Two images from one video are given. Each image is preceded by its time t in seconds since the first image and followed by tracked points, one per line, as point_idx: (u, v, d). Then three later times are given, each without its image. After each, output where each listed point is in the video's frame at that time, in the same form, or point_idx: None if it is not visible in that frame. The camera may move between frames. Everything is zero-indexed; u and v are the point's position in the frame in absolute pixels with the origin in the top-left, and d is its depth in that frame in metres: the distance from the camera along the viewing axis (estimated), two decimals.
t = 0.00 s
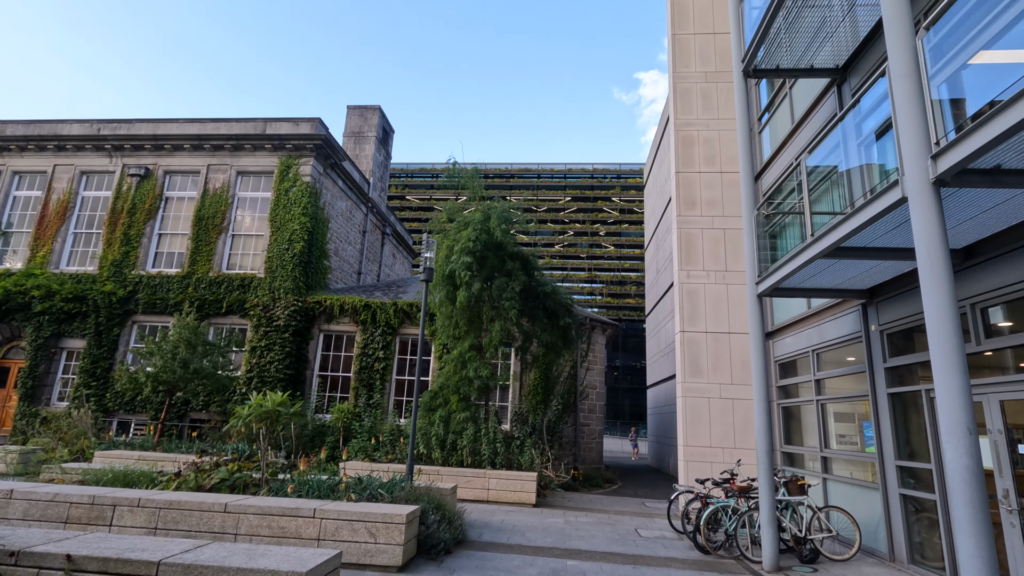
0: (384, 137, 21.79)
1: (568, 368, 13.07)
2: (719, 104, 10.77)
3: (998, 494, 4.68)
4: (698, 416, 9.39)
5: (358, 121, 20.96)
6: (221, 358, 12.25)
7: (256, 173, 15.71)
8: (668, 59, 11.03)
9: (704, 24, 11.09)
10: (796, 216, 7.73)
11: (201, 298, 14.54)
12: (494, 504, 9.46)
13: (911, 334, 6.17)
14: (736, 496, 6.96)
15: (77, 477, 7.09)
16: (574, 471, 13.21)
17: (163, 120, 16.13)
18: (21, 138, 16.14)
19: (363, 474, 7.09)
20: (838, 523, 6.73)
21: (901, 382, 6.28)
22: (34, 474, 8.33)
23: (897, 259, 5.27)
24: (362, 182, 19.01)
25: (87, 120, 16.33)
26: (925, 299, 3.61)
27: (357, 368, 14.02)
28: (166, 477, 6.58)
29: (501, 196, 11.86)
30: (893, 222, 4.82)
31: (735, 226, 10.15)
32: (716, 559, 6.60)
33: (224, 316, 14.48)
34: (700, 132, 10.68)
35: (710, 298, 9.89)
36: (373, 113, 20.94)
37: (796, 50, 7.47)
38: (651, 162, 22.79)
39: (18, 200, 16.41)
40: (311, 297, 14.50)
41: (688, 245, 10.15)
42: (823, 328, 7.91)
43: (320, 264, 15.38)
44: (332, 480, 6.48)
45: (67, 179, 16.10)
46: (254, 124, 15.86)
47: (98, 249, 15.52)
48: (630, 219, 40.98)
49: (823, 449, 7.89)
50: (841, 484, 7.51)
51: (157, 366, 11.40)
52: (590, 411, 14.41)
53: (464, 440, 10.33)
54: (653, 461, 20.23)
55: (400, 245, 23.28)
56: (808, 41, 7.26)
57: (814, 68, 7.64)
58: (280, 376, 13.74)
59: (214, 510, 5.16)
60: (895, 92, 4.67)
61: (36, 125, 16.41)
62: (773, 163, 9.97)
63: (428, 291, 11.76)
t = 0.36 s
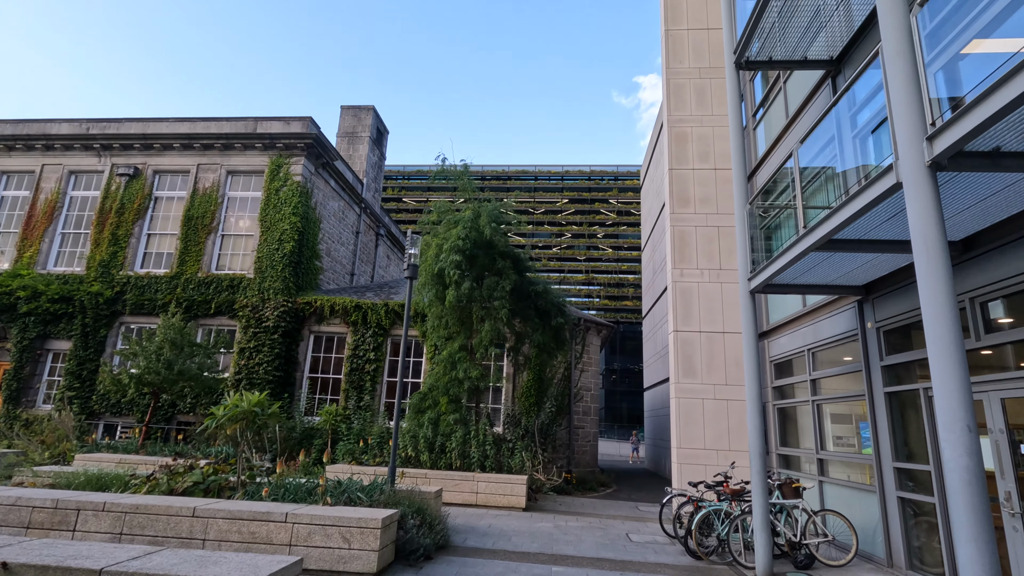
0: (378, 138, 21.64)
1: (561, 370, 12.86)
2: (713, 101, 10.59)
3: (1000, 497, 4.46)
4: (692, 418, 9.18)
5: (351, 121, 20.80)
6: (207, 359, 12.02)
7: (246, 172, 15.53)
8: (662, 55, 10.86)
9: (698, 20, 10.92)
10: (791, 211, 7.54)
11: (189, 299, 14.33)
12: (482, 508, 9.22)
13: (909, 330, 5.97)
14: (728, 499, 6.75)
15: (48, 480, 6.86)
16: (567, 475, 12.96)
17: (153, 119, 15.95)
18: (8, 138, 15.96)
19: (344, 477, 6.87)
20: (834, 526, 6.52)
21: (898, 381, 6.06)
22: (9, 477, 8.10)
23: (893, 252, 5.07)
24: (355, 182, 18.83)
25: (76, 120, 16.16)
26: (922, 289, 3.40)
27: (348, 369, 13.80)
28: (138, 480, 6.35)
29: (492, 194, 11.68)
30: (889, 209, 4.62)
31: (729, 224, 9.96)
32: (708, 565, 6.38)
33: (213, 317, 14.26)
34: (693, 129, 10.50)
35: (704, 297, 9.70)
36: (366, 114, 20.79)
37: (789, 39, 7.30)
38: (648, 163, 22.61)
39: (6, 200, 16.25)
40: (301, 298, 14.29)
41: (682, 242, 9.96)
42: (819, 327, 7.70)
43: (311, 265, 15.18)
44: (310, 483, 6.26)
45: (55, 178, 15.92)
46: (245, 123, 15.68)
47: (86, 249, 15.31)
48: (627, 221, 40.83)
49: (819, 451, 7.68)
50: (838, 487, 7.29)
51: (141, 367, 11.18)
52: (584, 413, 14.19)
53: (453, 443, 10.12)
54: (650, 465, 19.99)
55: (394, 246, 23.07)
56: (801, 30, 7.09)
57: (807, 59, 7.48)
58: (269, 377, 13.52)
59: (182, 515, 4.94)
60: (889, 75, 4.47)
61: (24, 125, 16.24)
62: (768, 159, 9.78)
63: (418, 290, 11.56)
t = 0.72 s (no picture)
0: (373, 137, 21.41)
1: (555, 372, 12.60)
2: (710, 98, 10.35)
3: (1014, 508, 4.19)
4: (689, 422, 8.91)
5: (346, 121, 20.57)
6: (193, 361, 11.72)
7: (236, 171, 15.28)
8: (658, 51, 10.62)
9: (695, 16, 10.69)
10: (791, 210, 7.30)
11: (177, 300, 14.07)
12: (472, 515, 8.94)
13: (914, 332, 5.71)
14: (725, 507, 6.50)
15: (17, 487, 6.58)
16: (562, 481, 12.66)
17: (142, 117, 15.71)
18: None
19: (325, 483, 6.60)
20: (836, 537, 6.25)
21: (902, 385, 5.80)
22: None
23: (898, 248, 4.81)
24: (349, 182, 18.58)
25: (65, 118, 15.92)
26: (933, 284, 3.13)
27: (339, 372, 13.52)
28: (108, 487, 6.07)
29: (484, 193, 11.43)
30: (893, 201, 4.38)
31: (727, 224, 9.70)
32: None
33: (201, 318, 13.99)
34: (690, 126, 10.26)
35: (701, 298, 9.44)
36: (361, 113, 20.56)
37: (789, 31, 7.03)
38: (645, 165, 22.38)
39: None
40: (291, 299, 14.01)
41: (678, 242, 9.71)
42: (819, 328, 7.43)
43: (303, 265, 14.91)
44: (288, 491, 6.00)
45: (43, 177, 15.67)
46: (236, 121, 15.43)
47: (73, 249, 15.06)
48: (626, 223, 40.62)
49: (820, 457, 7.41)
50: (839, 495, 7.03)
51: (124, 369, 10.89)
52: (580, 417, 13.90)
53: (443, 448, 9.84)
54: (648, 469, 19.69)
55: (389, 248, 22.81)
56: (802, 21, 6.83)
57: (807, 52, 7.22)
58: (257, 380, 13.24)
59: (146, 525, 4.67)
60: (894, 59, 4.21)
61: (12, 123, 16.00)
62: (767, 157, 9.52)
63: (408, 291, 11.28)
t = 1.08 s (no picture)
0: (367, 136, 21.16)
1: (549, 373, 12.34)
2: (706, 91, 10.10)
3: None
4: (684, 424, 8.66)
5: (339, 119, 20.32)
6: (177, 360, 11.41)
7: (225, 169, 15.02)
8: (652, 44, 10.39)
9: (691, 8, 10.46)
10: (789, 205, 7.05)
11: (164, 299, 13.79)
12: (460, 519, 8.65)
13: (917, 328, 5.46)
14: (720, 512, 6.25)
15: None
16: (555, 484, 12.38)
17: (130, 113, 15.43)
18: None
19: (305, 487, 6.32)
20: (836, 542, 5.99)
21: (905, 384, 5.54)
22: None
23: (901, 238, 4.56)
24: (341, 181, 18.31)
25: (51, 114, 15.64)
26: (943, 270, 2.87)
27: (328, 373, 13.23)
28: (72, 491, 5.78)
29: (476, 189, 11.17)
30: (896, 186, 4.13)
31: (723, 220, 9.46)
32: None
33: (188, 318, 13.71)
34: (686, 120, 10.02)
35: (696, 296, 9.19)
36: (355, 112, 20.31)
37: (787, 18, 6.77)
38: (642, 166, 22.15)
39: None
40: (280, 299, 13.73)
41: (673, 239, 9.47)
42: (817, 325, 7.17)
43: (292, 265, 14.63)
44: (263, 495, 5.72)
45: (28, 174, 15.40)
46: (225, 118, 15.16)
47: (58, 248, 14.78)
48: (623, 224, 40.39)
49: (819, 459, 7.15)
50: (839, 499, 6.76)
51: (104, 369, 10.59)
52: (575, 419, 13.63)
53: (432, 450, 9.55)
54: (644, 473, 19.40)
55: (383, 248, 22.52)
56: (799, 8, 6.59)
57: (806, 40, 6.96)
58: (244, 381, 12.94)
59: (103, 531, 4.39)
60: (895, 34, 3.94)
61: None
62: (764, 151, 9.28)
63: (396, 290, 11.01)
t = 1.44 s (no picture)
0: (361, 135, 20.94)
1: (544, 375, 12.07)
2: (704, 85, 9.87)
3: None
4: (682, 426, 8.40)
5: (333, 118, 20.09)
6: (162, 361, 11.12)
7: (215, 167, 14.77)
8: (649, 37, 10.15)
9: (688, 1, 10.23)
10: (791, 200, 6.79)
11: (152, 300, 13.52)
12: (451, 525, 8.38)
13: (924, 326, 5.20)
14: (720, 518, 5.98)
15: None
16: (551, 488, 12.10)
17: (119, 111, 15.17)
18: None
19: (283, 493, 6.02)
20: (841, 550, 5.72)
21: (913, 384, 5.28)
22: None
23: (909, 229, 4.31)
24: (335, 180, 18.06)
25: (38, 111, 15.38)
26: (963, 255, 2.61)
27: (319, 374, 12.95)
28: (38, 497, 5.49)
29: (469, 186, 10.93)
30: (904, 174, 3.88)
31: (722, 216, 9.22)
32: None
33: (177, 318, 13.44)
34: (683, 115, 9.79)
35: (694, 294, 8.95)
36: (349, 110, 20.09)
37: (786, 5, 6.53)
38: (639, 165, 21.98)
39: None
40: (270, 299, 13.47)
41: (670, 235, 9.22)
42: (819, 323, 6.91)
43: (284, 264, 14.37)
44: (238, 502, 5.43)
45: (15, 173, 15.13)
46: (216, 115, 14.91)
47: (45, 247, 14.52)
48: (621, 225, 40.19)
49: (822, 463, 6.90)
50: (842, 503, 6.51)
51: (87, 370, 10.31)
52: (571, 422, 13.36)
53: (422, 453, 9.27)
54: (642, 475, 19.13)
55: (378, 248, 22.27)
56: None
57: (806, 28, 6.72)
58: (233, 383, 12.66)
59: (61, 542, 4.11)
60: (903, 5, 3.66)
61: None
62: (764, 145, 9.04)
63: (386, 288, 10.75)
